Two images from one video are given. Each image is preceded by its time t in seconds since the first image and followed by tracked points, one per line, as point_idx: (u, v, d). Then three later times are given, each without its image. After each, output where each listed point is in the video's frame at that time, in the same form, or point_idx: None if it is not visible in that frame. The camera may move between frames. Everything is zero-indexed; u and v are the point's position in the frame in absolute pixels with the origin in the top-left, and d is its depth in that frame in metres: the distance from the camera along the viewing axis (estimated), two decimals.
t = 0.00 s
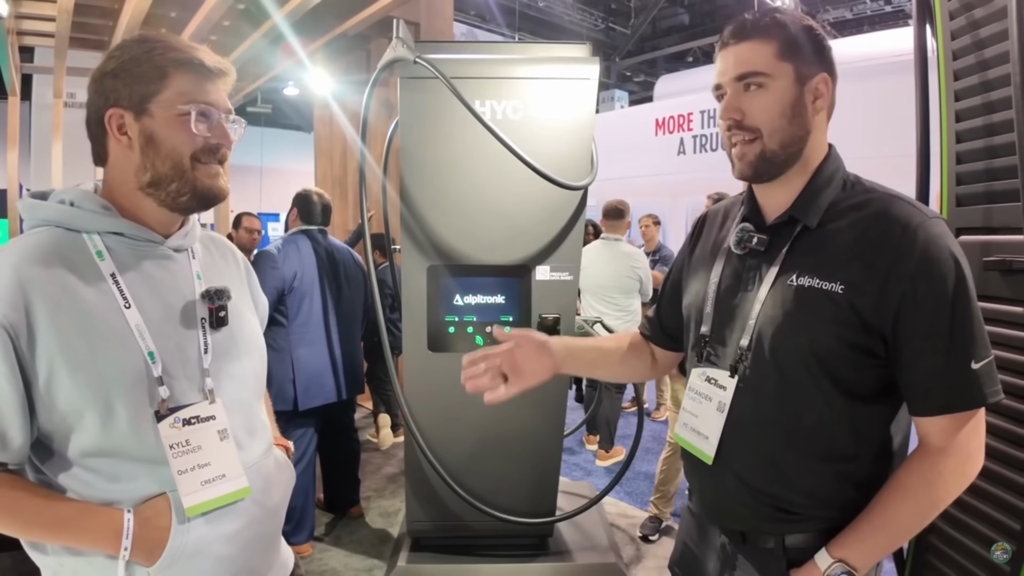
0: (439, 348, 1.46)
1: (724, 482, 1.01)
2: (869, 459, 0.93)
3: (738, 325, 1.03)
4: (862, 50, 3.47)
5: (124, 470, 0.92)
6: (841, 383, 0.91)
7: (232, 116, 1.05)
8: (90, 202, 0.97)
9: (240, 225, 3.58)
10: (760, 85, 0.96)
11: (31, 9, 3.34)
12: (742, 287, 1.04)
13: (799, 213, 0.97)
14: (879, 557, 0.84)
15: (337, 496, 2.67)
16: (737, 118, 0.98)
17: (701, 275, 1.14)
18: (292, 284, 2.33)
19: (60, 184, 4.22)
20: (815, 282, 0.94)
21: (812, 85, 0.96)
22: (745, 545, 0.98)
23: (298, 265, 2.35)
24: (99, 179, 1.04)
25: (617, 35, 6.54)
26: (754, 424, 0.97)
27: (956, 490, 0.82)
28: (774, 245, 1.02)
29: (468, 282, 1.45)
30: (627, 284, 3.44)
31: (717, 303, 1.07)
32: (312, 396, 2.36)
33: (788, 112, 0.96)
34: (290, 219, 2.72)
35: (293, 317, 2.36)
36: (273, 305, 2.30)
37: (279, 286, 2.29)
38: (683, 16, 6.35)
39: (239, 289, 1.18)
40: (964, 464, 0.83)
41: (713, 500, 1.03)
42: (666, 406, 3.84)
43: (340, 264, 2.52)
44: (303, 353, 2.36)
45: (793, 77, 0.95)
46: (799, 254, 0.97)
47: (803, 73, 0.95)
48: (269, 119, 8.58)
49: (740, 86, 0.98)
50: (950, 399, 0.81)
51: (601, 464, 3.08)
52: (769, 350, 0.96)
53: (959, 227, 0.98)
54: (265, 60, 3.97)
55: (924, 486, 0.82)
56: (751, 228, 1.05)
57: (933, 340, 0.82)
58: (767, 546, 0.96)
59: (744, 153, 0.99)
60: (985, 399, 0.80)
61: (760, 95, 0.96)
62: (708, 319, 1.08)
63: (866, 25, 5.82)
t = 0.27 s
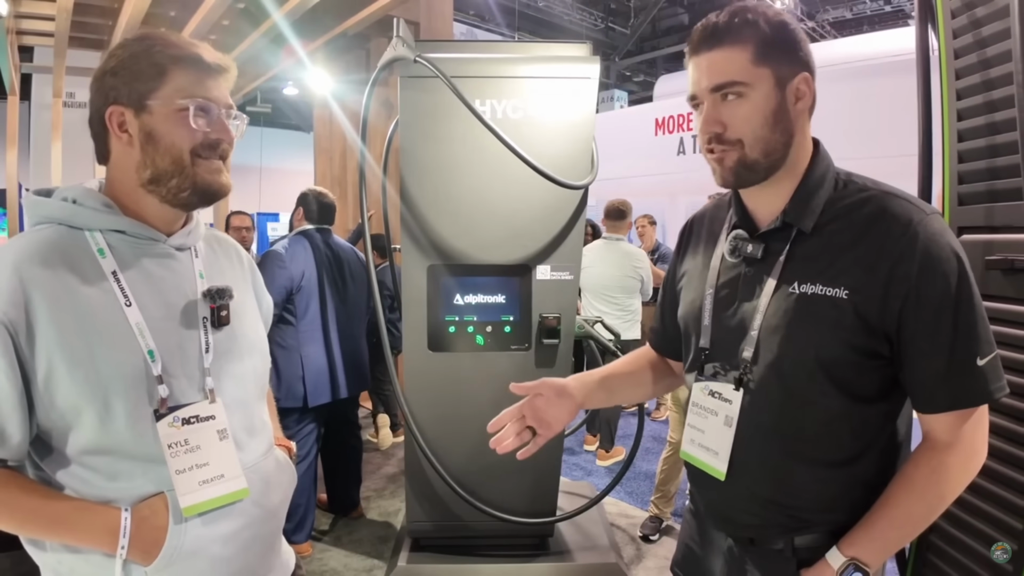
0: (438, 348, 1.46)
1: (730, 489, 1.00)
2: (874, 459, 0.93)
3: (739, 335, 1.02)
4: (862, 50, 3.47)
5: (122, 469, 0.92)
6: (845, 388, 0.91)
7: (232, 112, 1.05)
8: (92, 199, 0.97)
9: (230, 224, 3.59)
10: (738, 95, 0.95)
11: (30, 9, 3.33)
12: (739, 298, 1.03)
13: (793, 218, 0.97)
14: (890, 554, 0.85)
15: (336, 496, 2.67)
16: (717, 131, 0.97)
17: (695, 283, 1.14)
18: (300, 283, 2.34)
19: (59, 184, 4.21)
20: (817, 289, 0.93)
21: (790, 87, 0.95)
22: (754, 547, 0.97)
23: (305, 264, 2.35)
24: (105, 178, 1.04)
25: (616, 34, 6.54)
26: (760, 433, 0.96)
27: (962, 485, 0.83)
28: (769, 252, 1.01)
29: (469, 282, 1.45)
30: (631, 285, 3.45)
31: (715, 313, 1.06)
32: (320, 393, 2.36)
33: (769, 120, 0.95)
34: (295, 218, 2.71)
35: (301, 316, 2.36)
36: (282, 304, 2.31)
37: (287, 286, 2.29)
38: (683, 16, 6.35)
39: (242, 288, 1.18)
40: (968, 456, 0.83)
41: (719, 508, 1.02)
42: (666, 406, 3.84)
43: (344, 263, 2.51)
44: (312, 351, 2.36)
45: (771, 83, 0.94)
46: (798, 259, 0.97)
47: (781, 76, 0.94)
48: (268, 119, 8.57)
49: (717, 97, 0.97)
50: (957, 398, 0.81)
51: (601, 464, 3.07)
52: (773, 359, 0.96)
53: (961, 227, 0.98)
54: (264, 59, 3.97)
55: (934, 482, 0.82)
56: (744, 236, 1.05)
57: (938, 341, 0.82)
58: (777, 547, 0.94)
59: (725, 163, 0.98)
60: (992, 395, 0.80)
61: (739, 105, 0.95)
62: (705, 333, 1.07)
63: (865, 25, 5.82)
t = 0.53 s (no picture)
0: (438, 348, 1.46)
1: (729, 490, 1.00)
2: (873, 458, 0.93)
3: (737, 334, 1.02)
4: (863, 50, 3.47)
5: (123, 468, 0.92)
6: (844, 387, 0.91)
7: (237, 117, 1.05)
8: (93, 200, 0.97)
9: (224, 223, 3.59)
10: (768, 91, 0.96)
11: (30, 9, 3.33)
12: (735, 297, 1.03)
13: (790, 217, 0.97)
14: (890, 553, 0.85)
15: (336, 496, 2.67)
16: (749, 125, 0.95)
17: (689, 282, 1.14)
18: (308, 283, 2.35)
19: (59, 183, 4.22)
20: (815, 288, 0.93)
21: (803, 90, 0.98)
22: (752, 550, 0.97)
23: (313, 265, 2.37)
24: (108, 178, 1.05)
25: (616, 34, 6.54)
26: (758, 434, 0.96)
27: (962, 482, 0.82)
28: (766, 251, 1.01)
29: (469, 282, 1.45)
30: (632, 284, 3.45)
31: (711, 313, 1.06)
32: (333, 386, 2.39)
33: (795, 118, 0.96)
34: (301, 217, 2.70)
35: (308, 317, 2.36)
36: (290, 305, 2.31)
37: (295, 287, 2.29)
38: (682, 16, 6.35)
39: (244, 289, 1.18)
40: (966, 453, 0.83)
41: (718, 510, 1.02)
42: (666, 406, 3.84)
43: (349, 265, 2.53)
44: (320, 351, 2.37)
45: (795, 82, 0.97)
46: (795, 258, 0.97)
47: (801, 76, 0.97)
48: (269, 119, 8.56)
49: (747, 91, 0.96)
50: (956, 396, 0.81)
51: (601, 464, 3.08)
52: (771, 359, 0.95)
53: (963, 227, 0.98)
54: (264, 59, 3.96)
55: (932, 480, 0.82)
56: (739, 235, 1.05)
57: (937, 338, 0.82)
58: (775, 549, 0.95)
59: (751, 160, 0.97)
60: (990, 392, 0.80)
61: (769, 101, 0.95)
62: (702, 333, 1.07)
63: (865, 25, 5.82)
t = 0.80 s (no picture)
0: (439, 348, 1.46)
1: (721, 487, 1.00)
2: (864, 456, 0.93)
3: (729, 330, 1.02)
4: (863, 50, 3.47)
5: (124, 469, 0.92)
6: (837, 384, 0.91)
7: (232, 116, 1.05)
8: (93, 201, 0.97)
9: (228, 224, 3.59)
10: (773, 86, 0.96)
11: (30, 9, 3.33)
12: (728, 293, 1.03)
13: (783, 213, 0.97)
14: (884, 551, 0.85)
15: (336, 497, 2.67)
16: (752, 117, 0.96)
17: (680, 280, 1.14)
18: (308, 284, 2.35)
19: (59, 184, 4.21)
20: (808, 283, 0.93)
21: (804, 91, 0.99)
22: (745, 551, 0.97)
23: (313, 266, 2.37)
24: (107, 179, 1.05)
25: (616, 35, 6.54)
26: (751, 431, 0.96)
27: (952, 477, 0.84)
28: (758, 248, 1.01)
29: (469, 282, 1.45)
30: (629, 284, 3.45)
31: (702, 310, 1.06)
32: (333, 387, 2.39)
33: (796, 116, 0.97)
34: (299, 218, 2.72)
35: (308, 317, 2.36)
36: (290, 305, 2.31)
37: (295, 287, 2.29)
38: (682, 17, 6.35)
39: (243, 289, 1.18)
40: (956, 449, 0.84)
41: (710, 510, 1.01)
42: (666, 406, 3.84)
43: (347, 265, 2.53)
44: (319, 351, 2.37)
45: (800, 81, 0.98)
46: (787, 254, 0.97)
47: (803, 77, 0.99)
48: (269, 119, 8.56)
49: (753, 84, 0.96)
50: (947, 392, 0.82)
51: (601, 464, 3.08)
52: (764, 354, 0.95)
53: (962, 226, 0.98)
54: (264, 60, 3.96)
55: (921, 474, 0.83)
56: (731, 232, 1.04)
57: (929, 334, 0.83)
58: (767, 549, 0.95)
59: (751, 155, 0.96)
60: (980, 388, 0.82)
61: (774, 96, 0.96)
62: (693, 329, 1.07)
63: (865, 25, 5.82)
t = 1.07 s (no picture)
0: (438, 349, 1.46)
1: (711, 484, 1.00)
2: (853, 454, 0.94)
3: (717, 330, 1.02)
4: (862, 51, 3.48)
5: (127, 471, 0.92)
6: (824, 382, 0.92)
7: (237, 119, 1.05)
8: (97, 205, 0.97)
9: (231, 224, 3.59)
10: (768, 90, 0.97)
11: (30, 10, 3.33)
12: (716, 292, 1.04)
13: (771, 213, 0.98)
14: (873, 548, 0.86)
15: (336, 497, 2.67)
16: (746, 119, 0.96)
17: (669, 280, 1.14)
18: (302, 286, 2.35)
19: (58, 184, 4.22)
20: (795, 283, 0.94)
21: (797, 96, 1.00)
22: (736, 549, 0.97)
23: (308, 267, 2.37)
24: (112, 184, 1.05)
25: (616, 35, 6.54)
26: (741, 429, 0.97)
27: (939, 474, 0.85)
28: (746, 248, 1.02)
29: (469, 283, 1.45)
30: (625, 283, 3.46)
31: (691, 310, 1.07)
32: (320, 395, 2.37)
33: (788, 120, 0.97)
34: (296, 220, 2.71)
35: (301, 320, 2.37)
36: (282, 307, 2.31)
37: (288, 290, 2.30)
38: (682, 17, 6.35)
39: (244, 293, 1.18)
40: (943, 447, 0.85)
41: (701, 508, 1.02)
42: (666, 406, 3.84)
43: (342, 266, 2.53)
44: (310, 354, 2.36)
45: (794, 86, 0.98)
46: (774, 253, 0.98)
47: (797, 83, 0.99)
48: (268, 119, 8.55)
49: (749, 86, 0.97)
50: (932, 390, 0.84)
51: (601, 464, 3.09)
52: (753, 353, 0.96)
53: (959, 229, 0.99)
54: (265, 60, 3.96)
55: (907, 471, 0.84)
56: (720, 232, 1.05)
57: (915, 332, 0.84)
58: (759, 547, 0.95)
59: (742, 155, 0.97)
60: (966, 385, 0.83)
61: (768, 99, 0.96)
62: (682, 329, 1.07)
63: (864, 26, 5.83)
